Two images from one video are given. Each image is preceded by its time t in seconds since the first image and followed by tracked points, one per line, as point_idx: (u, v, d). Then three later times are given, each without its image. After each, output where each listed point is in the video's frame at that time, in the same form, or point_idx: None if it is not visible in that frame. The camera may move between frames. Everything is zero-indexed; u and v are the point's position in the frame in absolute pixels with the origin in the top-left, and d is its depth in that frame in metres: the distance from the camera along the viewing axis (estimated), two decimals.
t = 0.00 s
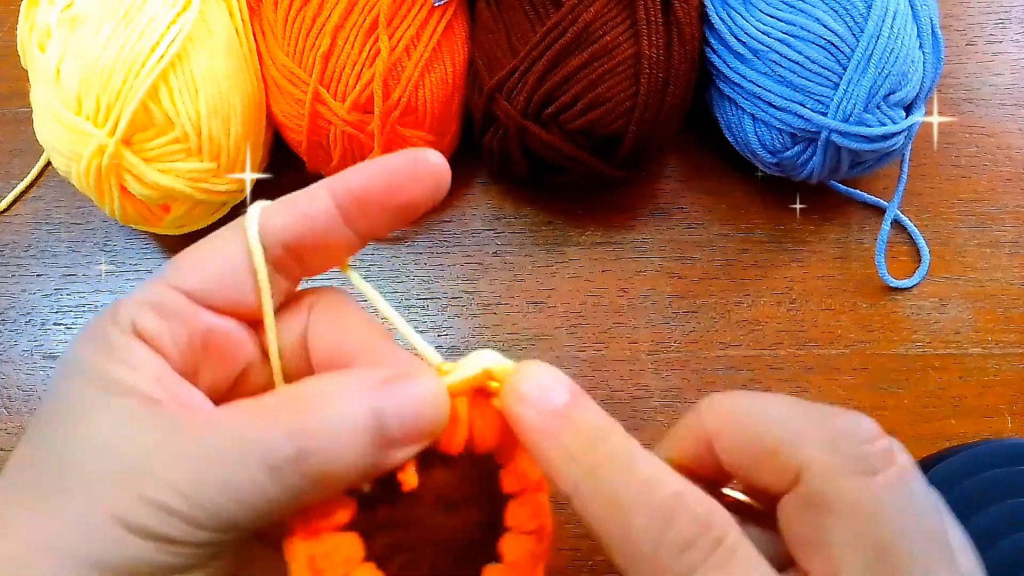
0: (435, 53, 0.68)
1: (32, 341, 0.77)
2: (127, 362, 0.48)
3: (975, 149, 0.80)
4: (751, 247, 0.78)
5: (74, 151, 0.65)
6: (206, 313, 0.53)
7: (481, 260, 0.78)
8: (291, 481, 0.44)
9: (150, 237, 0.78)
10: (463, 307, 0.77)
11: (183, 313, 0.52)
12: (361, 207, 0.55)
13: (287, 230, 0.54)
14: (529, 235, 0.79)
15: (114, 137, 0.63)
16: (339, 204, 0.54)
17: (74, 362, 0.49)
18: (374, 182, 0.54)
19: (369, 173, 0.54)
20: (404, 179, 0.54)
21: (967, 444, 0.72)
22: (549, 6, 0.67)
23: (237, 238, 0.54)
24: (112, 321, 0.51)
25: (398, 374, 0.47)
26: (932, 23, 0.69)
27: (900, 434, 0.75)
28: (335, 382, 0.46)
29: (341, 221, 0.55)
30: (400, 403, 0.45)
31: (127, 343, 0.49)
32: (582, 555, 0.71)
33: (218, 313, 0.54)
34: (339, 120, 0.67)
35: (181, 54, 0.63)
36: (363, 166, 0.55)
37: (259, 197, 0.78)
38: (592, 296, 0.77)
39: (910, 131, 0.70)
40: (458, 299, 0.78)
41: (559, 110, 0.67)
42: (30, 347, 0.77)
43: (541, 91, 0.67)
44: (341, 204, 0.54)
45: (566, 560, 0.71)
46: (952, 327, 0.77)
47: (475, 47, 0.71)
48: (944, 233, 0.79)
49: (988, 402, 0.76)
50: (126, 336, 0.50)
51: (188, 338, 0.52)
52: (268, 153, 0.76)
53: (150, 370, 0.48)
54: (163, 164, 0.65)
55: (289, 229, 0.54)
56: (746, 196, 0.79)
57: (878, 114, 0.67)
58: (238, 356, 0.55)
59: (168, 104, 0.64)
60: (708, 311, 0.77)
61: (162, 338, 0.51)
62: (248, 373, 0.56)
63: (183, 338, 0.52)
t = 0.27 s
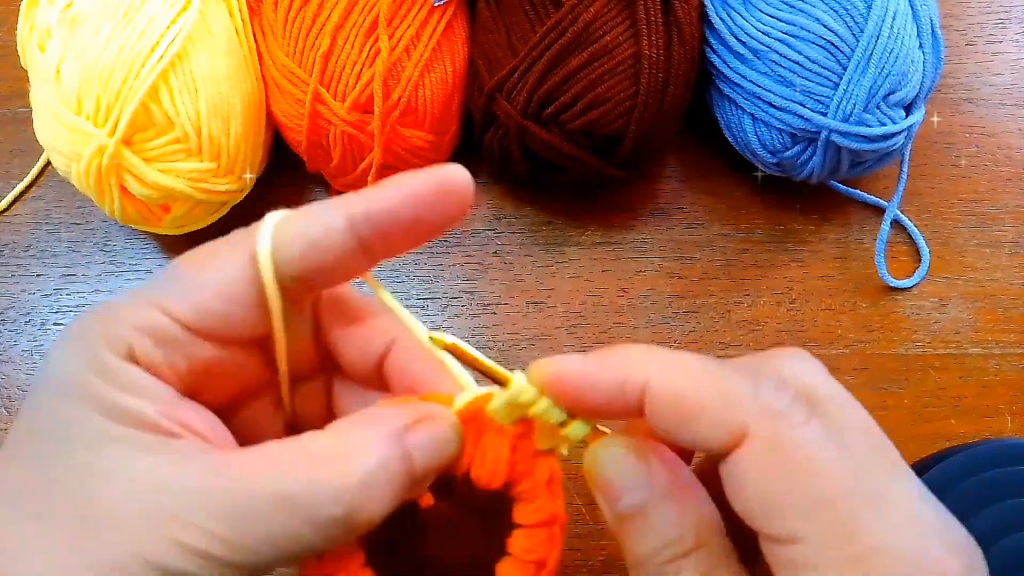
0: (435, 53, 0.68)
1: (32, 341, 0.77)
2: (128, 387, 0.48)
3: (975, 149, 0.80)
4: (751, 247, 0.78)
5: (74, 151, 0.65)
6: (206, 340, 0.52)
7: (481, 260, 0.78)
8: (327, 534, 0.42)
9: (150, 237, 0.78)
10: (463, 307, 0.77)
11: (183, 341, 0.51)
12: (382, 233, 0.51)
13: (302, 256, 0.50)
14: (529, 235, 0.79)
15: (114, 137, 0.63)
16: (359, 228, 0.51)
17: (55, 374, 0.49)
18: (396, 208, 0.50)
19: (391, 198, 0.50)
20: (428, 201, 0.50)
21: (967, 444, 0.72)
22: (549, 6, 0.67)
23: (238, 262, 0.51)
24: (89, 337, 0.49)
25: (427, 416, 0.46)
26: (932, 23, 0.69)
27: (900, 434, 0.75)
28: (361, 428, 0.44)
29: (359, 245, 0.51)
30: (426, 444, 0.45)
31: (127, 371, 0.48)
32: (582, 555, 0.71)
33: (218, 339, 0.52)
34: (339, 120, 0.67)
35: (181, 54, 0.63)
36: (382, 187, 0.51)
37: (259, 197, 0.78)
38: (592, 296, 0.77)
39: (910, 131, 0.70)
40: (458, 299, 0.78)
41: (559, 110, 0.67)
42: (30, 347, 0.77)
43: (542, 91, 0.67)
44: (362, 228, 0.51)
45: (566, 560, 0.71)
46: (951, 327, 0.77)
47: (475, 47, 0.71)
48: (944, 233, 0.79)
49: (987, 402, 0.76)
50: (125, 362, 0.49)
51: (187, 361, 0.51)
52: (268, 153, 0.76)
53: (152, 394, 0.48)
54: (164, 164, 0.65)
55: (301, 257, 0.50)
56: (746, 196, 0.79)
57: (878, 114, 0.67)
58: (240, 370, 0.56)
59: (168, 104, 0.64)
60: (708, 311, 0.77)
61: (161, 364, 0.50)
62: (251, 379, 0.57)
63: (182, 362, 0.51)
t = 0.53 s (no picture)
0: (435, 53, 0.68)
1: (32, 341, 0.77)
2: (150, 394, 0.46)
3: (975, 149, 0.80)
4: (751, 247, 0.78)
5: (74, 151, 0.65)
6: (217, 337, 0.51)
7: (481, 260, 0.78)
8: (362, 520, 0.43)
9: (150, 237, 0.78)
10: (463, 307, 0.77)
11: (197, 339, 0.50)
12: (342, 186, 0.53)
13: (297, 228, 0.52)
14: (529, 235, 0.79)
15: (114, 137, 0.63)
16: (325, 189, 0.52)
17: (75, 385, 0.48)
18: (348, 157, 0.53)
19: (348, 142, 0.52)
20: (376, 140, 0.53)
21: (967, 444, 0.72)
22: (549, 6, 0.67)
23: (235, 253, 0.51)
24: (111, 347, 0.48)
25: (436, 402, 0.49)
26: (932, 23, 0.69)
27: (900, 434, 0.75)
28: (385, 416, 0.46)
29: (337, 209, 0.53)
30: (439, 428, 0.47)
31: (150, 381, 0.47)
32: (583, 555, 0.71)
33: (228, 333, 0.52)
34: (339, 120, 0.67)
35: (181, 54, 0.63)
36: (336, 135, 0.53)
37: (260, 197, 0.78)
38: (592, 296, 0.77)
39: (910, 131, 0.70)
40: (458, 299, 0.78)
41: (558, 110, 0.67)
42: (30, 347, 0.77)
43: (541, 90, 0.67)
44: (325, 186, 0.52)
45: (566, 560, 0.71)
46: (951, 327, 0.77)
47: (475, 47, 0.71)
48: (944, 233, 0.79)
49: (988, 402, 0.76)
50: (145, 368, 0.47)
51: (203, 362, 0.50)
52: (268, 153, 0.76)
53: (174, 398, 0.47)
54: (164, 164, 0.65)
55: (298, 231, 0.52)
56: (746, 196, 0.79)
57: (878, 114, 0.67)
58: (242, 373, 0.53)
59: (168, 104, 0.63)
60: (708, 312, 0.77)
61: (177, 364, 0.48)
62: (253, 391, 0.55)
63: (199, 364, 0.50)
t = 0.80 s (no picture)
0: (435, 53, 0.68)
1: (32, 341, 0.77)
2: (135, 385, 0.48)
3: (975, 149, 0.80)
4: (751, 247, 0.78)
5: (74, 151, 0.65)
6: (214, 337, 0.52)
7: (481, 261, 0.78)
8: (324, 532, 0.42)
9: (150, 237, 0.78)
10: (463, 307, 0.77)
11: (193, 337, 0.51)
12: (376, 222, 0.55)
13: (303, 245, 0.53)
14: (529, 235, 0.79)
15: (115, 137, 0.63)
16: (350, 219, 0.54)
17: (70, 371, 0.50)
18: (386, 200, 0.54)
19: (390, 185, 0.54)
20: (419, 195, 0.54)
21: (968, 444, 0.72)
22: (549, 6, 0.67)
23: (244, 255, 0.52)
24: (104, 338, 0.50)
25: (415, 421, 0.47)
26: (932, 23, 0.69)
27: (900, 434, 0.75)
28: (359, 427, 0.44)
29: (354, 238, 0.55)
30: (415, 449, 0.45)
31: (137, 368, 0.49)
32: (583, 555, 0.71)
33: (225, 336, 0.53)
34: (339, 120, 0.67)
35: (181, 54, 0.63)
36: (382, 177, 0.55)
37: (259, 197, 0.78)
38: (592, 296, 0.77)
39: (910, 131, 0.70)
40: (458, 299, 0.78)
41: (559, 110, 0.67)
42: (30, 347, 0.77)
43: (542, 91, 0.67)
44: (352, 218, 0.54)
45: (566, 560, 0.71)
46: (952, 327, 0.77)
47: (475, 47, 0.71)
48: (944, 233, 0.79)
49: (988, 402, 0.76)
50: (138, 360, 0.49)
51: (196, 360, 0.52)
52: (268, 153, 0.76)
53: (161, 393, 0.48)
54: (164, 164, 0.65)
55: (305, 247, 0.53)
56: (746, 196, 0.79)
57: (878, 114, 0.67)
58: (238, 376, 0.55)
59: (169, 104, 0.63)
60: (708, 311, 0.77)
61: (172, 361, 0.50)
62: (252, 392, 0.57)
63: (191, 360, 0.51)
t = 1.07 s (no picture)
0: (435, 53, 0.68)
1: (32, 341, 0.77)
2: (143, 387, 0.48)
3: (975, 149, 0.80)
4: (751, 247, 0.78)
5: (74, 151, 0.65)
6: (227, 347, 0.53)
7: (481, 261, 0.78)
8: (318, 541, 0.42)
9: (150, 237, 0.78)
10: (463, 307, 0.77)
11: (206, 345, 0.52)
12: (405, 263, 0.53)
13: (326, 272, 0.52)
14: (529, 235, 0.79)
15: (114, 137, 0.63)
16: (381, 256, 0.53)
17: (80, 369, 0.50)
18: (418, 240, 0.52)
19: (425, 225, 0.52)
20: (452, 240, 0.52)
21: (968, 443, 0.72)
22: (549, 6, 0.67)
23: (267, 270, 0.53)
24: (116, 339, 0.50)
25: (414, 433, 0.47)
26: (932, 23, 0.69)
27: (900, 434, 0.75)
28: (350, 436, 0.45)
29: (382, 275, 0.53)
30: (416, 459, 0.46)
31: (148, 370, 0.49)
32: (582, 555, 0.71)
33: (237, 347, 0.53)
34: (339, 120, 0.67)
35: (181, 54, 0.63)
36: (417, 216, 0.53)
37: (259, 197, 0.78)
38: (592, 296, 0.77)
39: (910, 131, 0.70)
40: (458, 299, 0.78)
41: (559, 110, 0.67)
42: (30, 347, 0.77)
43: (542, 91, 0.67)
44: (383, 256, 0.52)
45: (566, 560, 0.71)
46: (952, 327, 0.77)
47: (475, 47, 0.71)
48: (944, 233, 0.79)
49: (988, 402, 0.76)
50: (150, 364, 0.50)
51: (205, 369, 0.52)
52: (268, 153, 0.76)
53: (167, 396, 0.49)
54: (164, 164, 0.65)
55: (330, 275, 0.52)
56: (746, 196, 0.79)
57: (878, 114, 0.67)
58: (249, 385, 0.55)
59: (168, 104, 0.63)
60: (708, 311, 0.77)
61: (182, 367, 0.51)
62: (262, 399, 0.57)
63: (202, 367, 0.52)
